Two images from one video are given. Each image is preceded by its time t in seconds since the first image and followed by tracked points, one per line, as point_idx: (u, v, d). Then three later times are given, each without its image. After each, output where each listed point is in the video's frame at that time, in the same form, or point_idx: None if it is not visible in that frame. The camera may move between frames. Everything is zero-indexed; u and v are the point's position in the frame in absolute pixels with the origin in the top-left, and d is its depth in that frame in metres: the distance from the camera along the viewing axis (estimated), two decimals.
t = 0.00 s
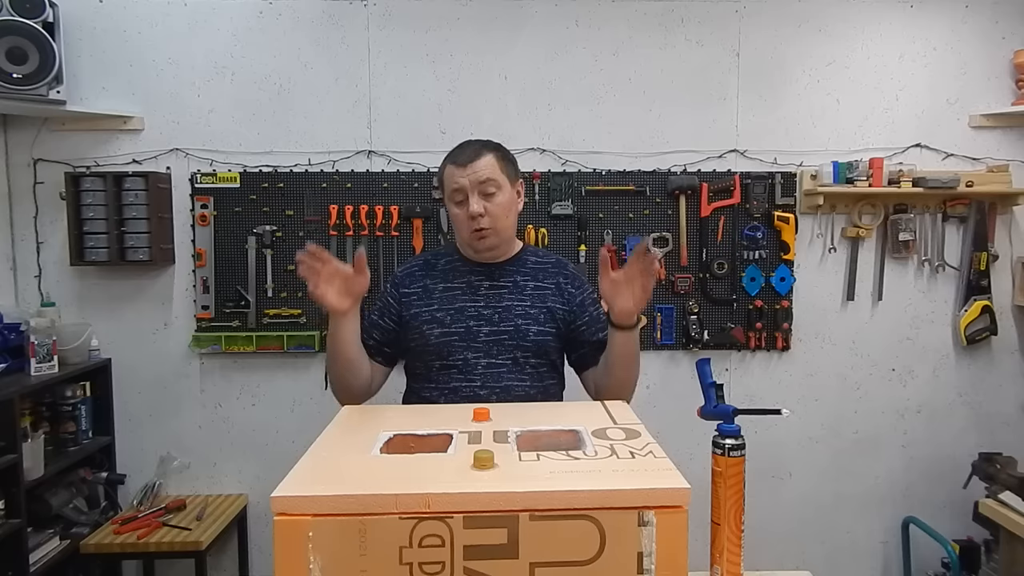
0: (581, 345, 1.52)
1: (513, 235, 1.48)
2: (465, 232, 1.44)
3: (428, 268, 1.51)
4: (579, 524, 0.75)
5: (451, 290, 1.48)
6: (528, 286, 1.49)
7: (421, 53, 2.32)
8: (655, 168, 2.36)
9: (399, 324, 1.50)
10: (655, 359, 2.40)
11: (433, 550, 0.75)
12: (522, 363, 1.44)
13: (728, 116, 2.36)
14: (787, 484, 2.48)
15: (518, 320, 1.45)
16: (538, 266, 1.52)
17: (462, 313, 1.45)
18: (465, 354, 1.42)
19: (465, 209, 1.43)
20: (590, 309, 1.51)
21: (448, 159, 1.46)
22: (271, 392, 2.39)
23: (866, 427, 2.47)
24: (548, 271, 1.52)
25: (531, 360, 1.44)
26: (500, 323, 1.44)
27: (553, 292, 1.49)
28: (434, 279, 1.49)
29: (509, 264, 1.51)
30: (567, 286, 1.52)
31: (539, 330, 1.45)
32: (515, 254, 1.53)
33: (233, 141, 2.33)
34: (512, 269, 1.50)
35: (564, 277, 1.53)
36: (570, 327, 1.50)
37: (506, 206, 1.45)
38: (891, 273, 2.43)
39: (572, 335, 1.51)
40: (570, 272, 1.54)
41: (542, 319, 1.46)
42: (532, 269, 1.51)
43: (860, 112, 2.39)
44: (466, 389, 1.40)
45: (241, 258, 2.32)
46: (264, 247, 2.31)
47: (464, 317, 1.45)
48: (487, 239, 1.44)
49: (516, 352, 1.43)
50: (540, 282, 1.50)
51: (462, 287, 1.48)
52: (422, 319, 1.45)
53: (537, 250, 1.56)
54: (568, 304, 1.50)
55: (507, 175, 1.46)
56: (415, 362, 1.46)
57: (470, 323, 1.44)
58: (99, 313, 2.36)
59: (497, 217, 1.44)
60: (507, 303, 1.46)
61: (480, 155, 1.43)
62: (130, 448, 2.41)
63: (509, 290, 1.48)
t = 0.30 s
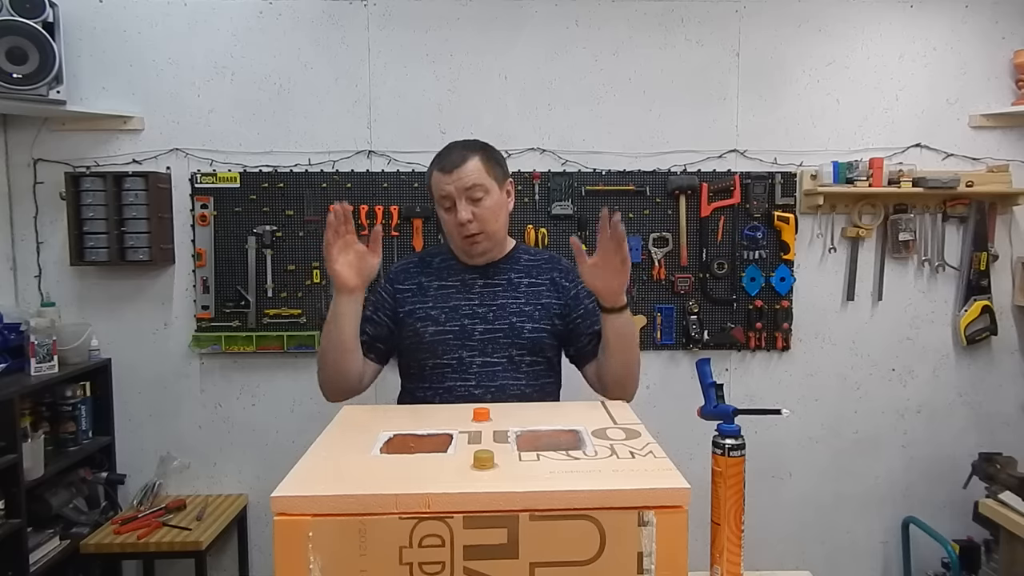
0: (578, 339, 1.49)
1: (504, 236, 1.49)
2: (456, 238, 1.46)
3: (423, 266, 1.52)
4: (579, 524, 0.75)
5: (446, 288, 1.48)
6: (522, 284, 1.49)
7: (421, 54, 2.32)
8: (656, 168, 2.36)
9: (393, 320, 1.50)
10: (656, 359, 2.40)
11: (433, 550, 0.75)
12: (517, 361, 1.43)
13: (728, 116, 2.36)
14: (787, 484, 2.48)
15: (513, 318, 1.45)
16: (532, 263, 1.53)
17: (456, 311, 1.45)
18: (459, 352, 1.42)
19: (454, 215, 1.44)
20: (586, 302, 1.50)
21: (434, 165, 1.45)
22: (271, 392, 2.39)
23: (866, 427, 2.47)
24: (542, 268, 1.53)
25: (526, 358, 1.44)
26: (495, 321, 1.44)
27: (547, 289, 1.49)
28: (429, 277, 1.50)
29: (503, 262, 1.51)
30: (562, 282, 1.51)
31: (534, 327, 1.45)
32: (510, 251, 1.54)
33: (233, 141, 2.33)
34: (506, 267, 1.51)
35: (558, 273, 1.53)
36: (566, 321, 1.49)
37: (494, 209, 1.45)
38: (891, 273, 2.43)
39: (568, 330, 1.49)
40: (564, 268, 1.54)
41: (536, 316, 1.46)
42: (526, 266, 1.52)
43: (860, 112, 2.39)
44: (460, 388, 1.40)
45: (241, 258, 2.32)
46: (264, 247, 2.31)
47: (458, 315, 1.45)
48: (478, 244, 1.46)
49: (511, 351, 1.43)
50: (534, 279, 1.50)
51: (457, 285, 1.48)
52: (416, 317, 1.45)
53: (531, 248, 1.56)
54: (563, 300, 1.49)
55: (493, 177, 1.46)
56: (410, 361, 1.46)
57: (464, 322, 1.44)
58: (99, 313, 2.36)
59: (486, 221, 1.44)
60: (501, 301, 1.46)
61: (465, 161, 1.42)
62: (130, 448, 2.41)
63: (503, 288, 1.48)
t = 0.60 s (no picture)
0: (571, 345, 1.52)
1: (506, 231, 1.48)
2: (461, 217, 1.43)
3: (417, 269, 1.50)
4: (579, 524, 0.75)
5: (441, 290, 1.47)
6: (518, 285, 1.49)
7: (421, 54, 2.32)
8: (655, 168, 2.36)
9: (388, 325, 1.49)
10: (656, 359, 2.40)
11: (433, 550, 0.75)
12: (514, 363, 1.44)
13: (728, 116, 2.36)
14: (787, 485, 2.48)
15: (509, 320, 1.45)
16: (529, 264, 1.52)
17: (452, 314, 1.45)
18: (456, 355, 1.42)
19: (466, 194, 1.43)
20: (580, 308, 1.52)
21: (453, 147, 1.47)
22: (271, 392, 2.39)
23: (866, 427, 2.47)
24: (539, 269, 1.53)
25: (522, 360, 1.44)
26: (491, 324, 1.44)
27: (543, 291, 1.50)
28: (423, 280, 1.49)
29: (500, 263, 1.51)
30: (557, 285, 1.52)
31: (530, 329, 1.45)
32: (504, 253, 1.52)
33: (233, 141, 2.33)
34: (502, 267, 1.50)
35: (553, 275, 1.53)
36: (560, 326, 1.51)
37: (505, 200, 1.46)
38: (891, 273, 2.43)
39: (562, 335, 1.51)
40: (559, 270, 1.55)
41: (532, 318, 1.46)
42: (522, 267, 1.52)
43: (860, 112, 2.39)
44: (458, 391, 1.41)
45: (242, 258, 2.32)
46: (264, 247, 2.31)
47: (454, 318, 1.44)
48: (482, 227, 1.43)
49: (508, 353, 1.44)
50: (530, 280, 1.50)
51: (452, 287, 1.47)
52: (412, 322, 1.45)
53: (527, 248, 1.56)
54: (559, 302, 1.51)
55: (508, 172, 1.49)
56: (407, 365, 1.47)
57: (460, 324, 1.44)
58: (99, 313, 2.36)
59: (496, 208, 1.44)
60: (497, 303, 1.46)
61: (486, 147, 1.46)
62: (130, 448, 2.41)
63: (499, 289, 1.48)
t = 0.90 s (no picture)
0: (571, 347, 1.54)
1: (517, 235, 1.50)
2: (479, 213, 1.44)
3: (418, 269, 1.50)
4: (579, 524, 0.75)
5: (444, 291, 1.47)
6: (521, 287, 1.49)
7: (421, 54, 2.32)
8: (655, 168, 2.36)
9: (390, 328, 1.49)
10: (655, 359, 2.40)
11: (433, 550, 0.75)
12: (517, 365, 1.44)
13: (728, 116, 2.36)
14: (787, 485, 2.48)
15: (512, 322, 1.45)
16: (530, 265, 1.53)
17: (455, 315, 1.44)
18: (459, 358, 1.42)
19: (487, 191, 1.44)
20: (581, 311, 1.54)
21: (480, 144, 1.49)
22: (271, 392, 2.39)
23: (866, 427, 2.47)
24: (540, 270, 1.54)
25: (525, 363, 1.45)
26: (494, 325, 1.44)
27: (545, 293, 1.51)
28: (425, 280, 1.48)
29: (503, 264, 1.51)
30: (559, 287, 1.54)
31: (533, 331, 1.46)
32: (507, 256, 1.53)
33: (233, 141, 2.33)
34: (504, 269, 1.51)
35: (555, 277, 1.55)
36: (561, 329, 1.52)
37: (522, 205, 1.48)
38: (891, 273, 2.43)
39: (562, 337, 1.53)
40: (560, 273, 1.56)
41: (535, 320, 1.47)
42: (524, 269, 1.52)
43: (860, 112, 2.39)
44: (460, 394, 1.41)
45: (242, 258, 2.32)
46: (264, 247, 2.31)
47: (457, 320, 1.44)
48: (497, 228, 1.44)
49: (511, 355, 1.44)
50: (533, 282, 1.51)
51: (454, 288, 1.47)
52: (414, 323, 1.45)
53: (529, 249, 1.57)
54: (560, 304, 1.52)
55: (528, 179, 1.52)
56: (408, 368, 1.46)
57: (463, 326, 1.44)
58: (99, 313, 2.36)
59: (514, 210, 1.46)
60: (500, 305, 1.46)
61: (512, 151, 1.49)
62: (130, 448, 2.41)
63: (502, 291, 1.48)
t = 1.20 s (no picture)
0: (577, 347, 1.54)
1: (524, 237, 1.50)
2: (487, 218, 1.44)
3: (426, 267, 1.50)
4: (579, 523, 0.75)
5: (451, 290, 1.47)
6: (528, 286, 1.49)
7: (421, 54, 2.32)
8: (656, 168, 2.36)
9: (398, 324, 1.50)
10: (655, 359, 2.40)
11: (433, 550, 0.75)
12: (523, 364, 1.44)
13: (728, 116, 2.36)
14: (787, 485, 2.48)
15: (519, 321, 1.45)
16: (538, 265, 1.53)
17: (462, 314, 1.45)
18: (465, 357, 1.42)
19: (494, 197, 1.44)
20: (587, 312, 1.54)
21: (487, 145, 1.47)
22: (271, 392, 2.39)
23: (866, 427, 2.47)
24: (547, 271, 1.53)
25: (532, 362, 1.45)
26: (501, 325, 1.44)
27: (552, 293, 1.51)
28: (433, 278, 1.49)
29: (510, 264, 1.51)
30: (565, 287, 1.54)
31: (540, 331, 1.46)
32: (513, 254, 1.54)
33: (233, 141, 2.33)
34: (512, 269, 1.50)
35: (561, 278, 1.54)
36: (566, 329, 1.53)
37: (530, 208, 1.48)
38: (891, 273, 2.43)
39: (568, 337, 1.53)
40: (567, 273, 1.56)
41: (542, 320, 1.47)
42: (531, 268, 1.52)
43: (860, 112, 2.39)
44: (466, 392, 1.41)
45: (242, 258, 2.32)
46: (264, 247, 2.31)
47: (464, 318, 1.44)
48: (505, 232, 1.45)
49: (517, 354, 1.44)
50: (540, 282, 1.51)
51: (462, 287, 1.47)
52: (422, 321, 1.45)
53: (536, 249, 1.56)
54: (566, 304, 1.52)
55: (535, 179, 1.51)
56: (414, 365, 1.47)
57: (470, 325, 1.44)
58: (99, 313, 2.36)
59: (521, 214, 1.46)
60: (507, 304, 1.46)
61: (519, 152, 1.47)
62: (130, 448, 2.41)
63: (509, 290, 1.48)
